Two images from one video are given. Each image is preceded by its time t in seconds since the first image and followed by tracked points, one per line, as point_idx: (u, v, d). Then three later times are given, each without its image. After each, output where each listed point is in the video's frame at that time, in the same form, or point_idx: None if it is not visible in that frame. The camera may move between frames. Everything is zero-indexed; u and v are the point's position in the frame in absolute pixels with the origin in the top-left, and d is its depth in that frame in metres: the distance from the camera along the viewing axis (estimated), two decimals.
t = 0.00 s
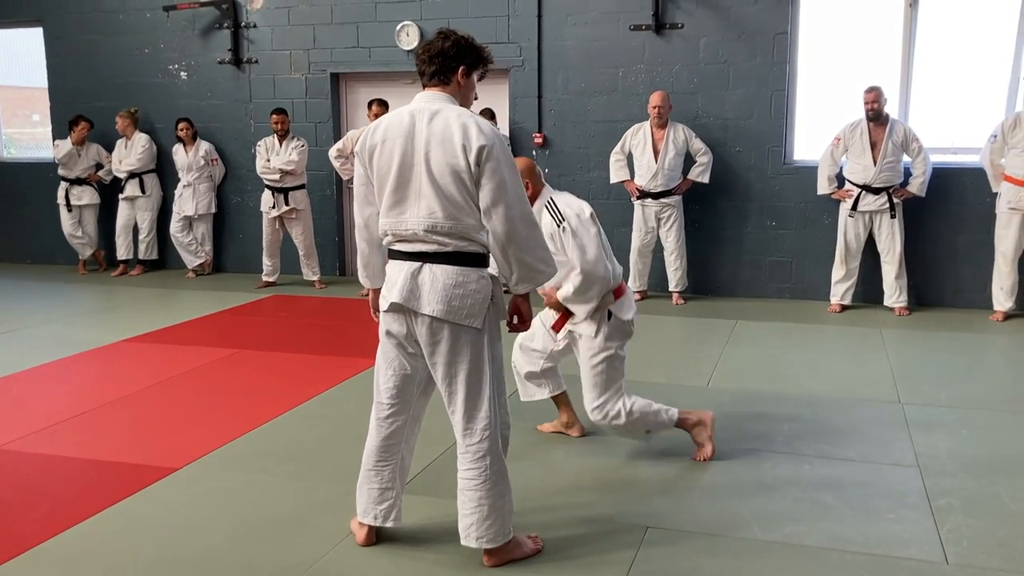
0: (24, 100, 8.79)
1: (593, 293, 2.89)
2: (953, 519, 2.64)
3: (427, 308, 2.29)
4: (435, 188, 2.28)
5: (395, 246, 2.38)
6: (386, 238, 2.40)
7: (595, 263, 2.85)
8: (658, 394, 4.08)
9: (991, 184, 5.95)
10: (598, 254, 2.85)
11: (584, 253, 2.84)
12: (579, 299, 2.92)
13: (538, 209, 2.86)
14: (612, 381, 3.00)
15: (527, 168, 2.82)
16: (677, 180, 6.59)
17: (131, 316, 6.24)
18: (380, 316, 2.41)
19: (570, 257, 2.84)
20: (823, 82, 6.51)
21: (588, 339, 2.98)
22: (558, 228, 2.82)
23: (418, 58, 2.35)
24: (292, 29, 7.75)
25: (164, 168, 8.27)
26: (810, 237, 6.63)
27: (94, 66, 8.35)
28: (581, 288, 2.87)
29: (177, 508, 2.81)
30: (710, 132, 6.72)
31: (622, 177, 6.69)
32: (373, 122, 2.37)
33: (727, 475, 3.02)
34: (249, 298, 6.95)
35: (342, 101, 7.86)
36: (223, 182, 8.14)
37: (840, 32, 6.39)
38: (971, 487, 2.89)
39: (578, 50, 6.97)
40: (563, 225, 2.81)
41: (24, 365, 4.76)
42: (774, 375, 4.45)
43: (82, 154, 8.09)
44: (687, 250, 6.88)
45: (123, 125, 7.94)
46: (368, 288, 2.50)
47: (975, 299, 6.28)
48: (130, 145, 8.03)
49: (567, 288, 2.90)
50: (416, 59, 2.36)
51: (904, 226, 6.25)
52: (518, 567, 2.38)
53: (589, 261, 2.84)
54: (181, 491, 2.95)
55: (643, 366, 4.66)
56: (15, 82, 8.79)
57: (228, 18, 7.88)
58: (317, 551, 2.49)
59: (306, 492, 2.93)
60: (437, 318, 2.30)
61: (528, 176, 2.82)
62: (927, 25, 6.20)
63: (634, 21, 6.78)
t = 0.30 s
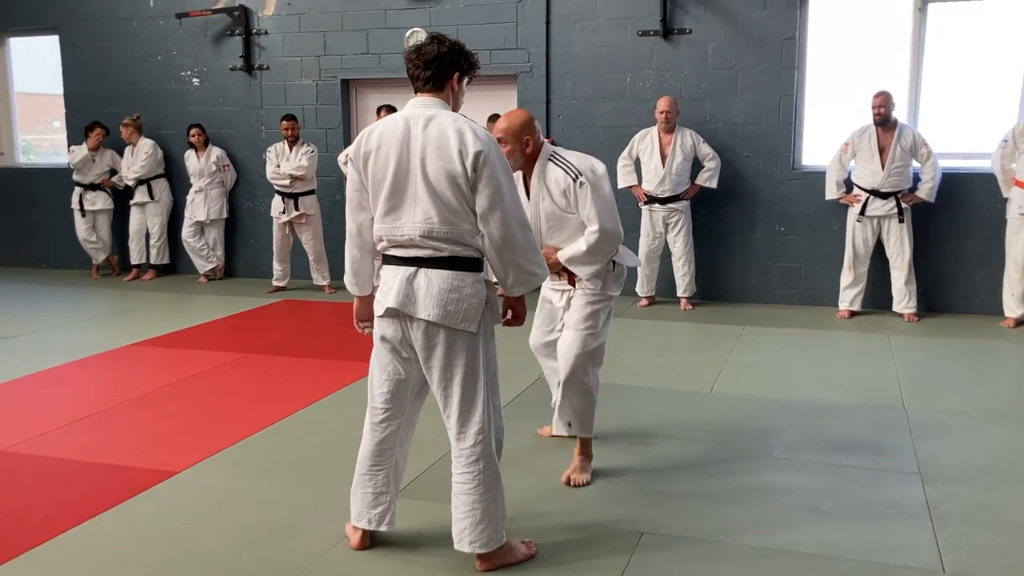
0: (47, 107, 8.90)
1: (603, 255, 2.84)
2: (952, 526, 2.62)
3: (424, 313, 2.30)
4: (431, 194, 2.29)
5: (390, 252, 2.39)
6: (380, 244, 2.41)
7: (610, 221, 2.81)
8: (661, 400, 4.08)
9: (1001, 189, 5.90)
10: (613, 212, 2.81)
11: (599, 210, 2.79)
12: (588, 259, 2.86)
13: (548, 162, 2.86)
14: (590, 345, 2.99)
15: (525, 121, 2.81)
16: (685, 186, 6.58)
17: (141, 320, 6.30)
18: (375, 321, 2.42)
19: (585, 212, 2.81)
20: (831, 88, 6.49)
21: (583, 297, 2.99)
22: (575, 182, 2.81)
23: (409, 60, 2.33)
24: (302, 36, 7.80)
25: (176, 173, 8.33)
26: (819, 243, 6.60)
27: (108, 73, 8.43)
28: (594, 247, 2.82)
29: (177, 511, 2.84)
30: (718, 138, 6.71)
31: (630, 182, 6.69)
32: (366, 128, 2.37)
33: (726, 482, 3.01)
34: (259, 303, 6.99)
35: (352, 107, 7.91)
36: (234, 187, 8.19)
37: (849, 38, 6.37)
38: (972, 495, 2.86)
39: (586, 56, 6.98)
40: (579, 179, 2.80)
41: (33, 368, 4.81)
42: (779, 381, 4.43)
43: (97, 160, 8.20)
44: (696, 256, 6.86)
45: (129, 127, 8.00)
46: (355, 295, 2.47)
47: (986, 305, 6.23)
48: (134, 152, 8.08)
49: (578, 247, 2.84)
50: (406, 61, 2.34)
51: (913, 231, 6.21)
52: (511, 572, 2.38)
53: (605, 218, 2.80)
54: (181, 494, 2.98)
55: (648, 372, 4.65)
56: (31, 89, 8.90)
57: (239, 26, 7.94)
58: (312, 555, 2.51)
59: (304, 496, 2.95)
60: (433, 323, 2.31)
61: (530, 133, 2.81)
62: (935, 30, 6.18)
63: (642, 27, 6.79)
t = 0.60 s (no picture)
0: (83, 111, 9.08)
1: (612, 243, 2.80)
2: (973, 541, 2.58)
3: (438, 319, 2.31)
4: (446, 201, 2.30)
5: (404, 258, 2.39)
6: (394, 250, 2.41)
7: (629, 210, 2.81)
8: (681, 408, 4.05)
9: None
10: (632, 201, 2.82)
11: (621, 195, 2.80)
12: (596, 245, 2.81)
13: (575, 144, 2.88)
14: (605, 353, 2.96)
15: (553, 103, 2.84)
16: (712, 193, 6.53)
17: (169, 321, 6.39)
18: (388, 327, 2.42)
19: (607, 194, 2.81)
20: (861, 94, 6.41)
21: (588, 299, 2.91)
22: (603, 166, 2.82)
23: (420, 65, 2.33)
24: (332, 41, 7.88)
25: (207, 177, 8.45)
26: (848, 251, 6.51)
27: (142, 78, 8.58)
28: (605, 231, 2.78)
29: (195, 510, 2.87)
30: (746, 144, 6.65)
31: (656, 188, 6.65)
32: (378, 136, 2.37)
33: (742, 492, 2.99)
34: (286, 306, 7.05)
35: (380, 112, 7.96)
36: (264, 191, 8.28)
37: (879, 43, 6.29)
38: (995, 509, 2.81)
39: (613, 62, 6.96)
40: (608, 163, 2.82)
41: (63, 367, 4.90)
42: (802, 391, 4.38)
43: (130, 163, 8.33)
44: (722, 263, 6.80)
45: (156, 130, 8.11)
46: (368, 303, 2.48)
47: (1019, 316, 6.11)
48: (162, 156, 8.21)
49: (589, 228, 2.80)
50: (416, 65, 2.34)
51: (943, 240, 6.11)
52: None
53: (626, 205, 2.80)
54: (200, 494, 3.02)
55: (670, 380, 4.62)
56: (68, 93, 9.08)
57: (270, 31, 8.04)
58: (324, 557, 2.52)
59: (320, 498, 2.97)
60: (447, 328, 2.32)
61: (557, 115, 2.84)
62: (969, 36, 6.10)
63: (670, 33, 6.76)
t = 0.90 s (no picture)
0: (108, 113, 9.21)
1: (603, 243, 2.86)
2: (985, 543, 2.58)
3: (452, 318, 2.33)
4: (460, 202, 2.32)
5: (417, 259, 2.41)
6: (406, 252, 2.43)
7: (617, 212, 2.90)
8: (696, 409, 4.05)
9: None
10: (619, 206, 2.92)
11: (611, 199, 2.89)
12: (589, 244, 2.85)
13: (564, 146, 2.91)
14: (594, 352, 2.96)
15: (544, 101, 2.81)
16: (730, 193, 6.51)
17: (190, 321, 6.47)
18: (401, 327, 2.45)
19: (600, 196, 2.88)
20: (880, 94, 6.36)
21: (576, 300, 2.92)
22: (594, 168, 2.89)
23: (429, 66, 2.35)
24: (351, 43, 7.93)
25: (228, 178, 8.54)
26: (867, 251, 6.47)
27: (165, 80, 8.68)
28: (599, 231, 2.84)
29: (212, 506, 2.92)
30: (764, 145, 6.63)
31: (673, 189, 6.64)
32: (389, 138, 2.38)
33: (754, 493, 2.99)
34: (305, 306, 7.11)
35: (399, 113, 8.01)
36: (284, 192, 8.36)
37: (899, 42, 6.24)
38: (1010, 511, 2.81)
39: (631, 62, 6.96)
40: (598, 166, 2.90)
41: (86, 366, 4.98)
42: (819, 392, 4.36)
43: (152, 164, 8.45)
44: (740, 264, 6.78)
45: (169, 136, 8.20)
46: (380, 304, 2.49)
47: None
48: (182, 159, 8.31)
49: (584, 228, 2.84)
50: (426, 66, 2.36)
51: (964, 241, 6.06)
52: None
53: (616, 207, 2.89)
54: (218, 490, 3.07)
55: (685, 380, 4.61)
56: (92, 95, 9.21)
57: (290, 33, 8.11)
58: (338, 553, 2.56)
59: (334, 495, 3.01)
60: (461, 328, 2.34)
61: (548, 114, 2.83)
62: (990, 35, 6.04)
63: (688, 33, 6.75)
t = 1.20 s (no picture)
0: (119, 113, 9.28)
1: (585, 240, 2.83)
2: (990, 533, 2.59)
3: (458, 312, 2.35)
4: (465, 197, 2.34)
5: (422, 255, 2.43)
6: (411, 247, 2.45)
7: (597, 207, 2.86)
8: (702, 402, 4.07)
9: None
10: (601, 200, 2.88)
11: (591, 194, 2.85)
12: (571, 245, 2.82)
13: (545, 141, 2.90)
14: (582, 346, 2.97)
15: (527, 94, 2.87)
16: (738, 187, 6.50)
17: (201, 318, 6.52)
18: (406, 321, 2.47)
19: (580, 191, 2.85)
20: (887, 86, 6.35)
21: (561, 295, 2.92)
22: (575, 163, 2.87)
23: (431, 62, 2.37)
24: (359, 40, 7.96)
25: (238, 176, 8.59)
26: (875, 244, 6.46)
27: (174, 79, 8.74)
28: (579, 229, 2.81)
29: (222, 499, 2.96)
30: (772, 139, 6.62)
31: (681, 183, 6.65)
32: (393, 135, 2.40)
33: (759, 485, 3.02)
34: (315, 302, 7.16)
35: (407, 110, 8.04)
36: (294, 190, 8.40)
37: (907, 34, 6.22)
38: (1015, 501, 2.82)
39: (638, 57, 6.97)
40: (579, 160, 2.88)
41: (99, 363, 5.04)
42: (826, 385, 4.37)
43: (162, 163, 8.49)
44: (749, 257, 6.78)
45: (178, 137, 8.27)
46: (382, 300, 2.48)
47: None
48: (193, 159, 8.36)
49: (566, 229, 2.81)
50: (427, 62, 2.38)
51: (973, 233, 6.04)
52: (537, 567, 2.43)
53: (594, 202, 2.85)
54: (228, 483, 3.11)
55: (693, 374, 4.63)
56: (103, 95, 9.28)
57: (299, 31, 8.15)
58: (346, 545, 2.59)
59: (342, 489, 3.04)
60: (467, 322, 2.36)
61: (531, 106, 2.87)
62: (998, 26, 6.01)
63: (695, 27, 6.75)
